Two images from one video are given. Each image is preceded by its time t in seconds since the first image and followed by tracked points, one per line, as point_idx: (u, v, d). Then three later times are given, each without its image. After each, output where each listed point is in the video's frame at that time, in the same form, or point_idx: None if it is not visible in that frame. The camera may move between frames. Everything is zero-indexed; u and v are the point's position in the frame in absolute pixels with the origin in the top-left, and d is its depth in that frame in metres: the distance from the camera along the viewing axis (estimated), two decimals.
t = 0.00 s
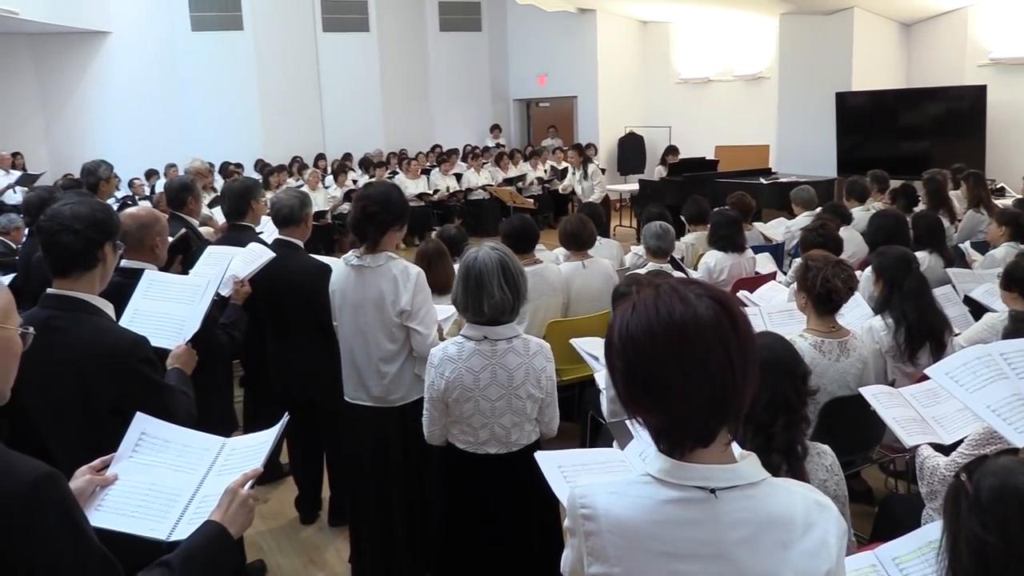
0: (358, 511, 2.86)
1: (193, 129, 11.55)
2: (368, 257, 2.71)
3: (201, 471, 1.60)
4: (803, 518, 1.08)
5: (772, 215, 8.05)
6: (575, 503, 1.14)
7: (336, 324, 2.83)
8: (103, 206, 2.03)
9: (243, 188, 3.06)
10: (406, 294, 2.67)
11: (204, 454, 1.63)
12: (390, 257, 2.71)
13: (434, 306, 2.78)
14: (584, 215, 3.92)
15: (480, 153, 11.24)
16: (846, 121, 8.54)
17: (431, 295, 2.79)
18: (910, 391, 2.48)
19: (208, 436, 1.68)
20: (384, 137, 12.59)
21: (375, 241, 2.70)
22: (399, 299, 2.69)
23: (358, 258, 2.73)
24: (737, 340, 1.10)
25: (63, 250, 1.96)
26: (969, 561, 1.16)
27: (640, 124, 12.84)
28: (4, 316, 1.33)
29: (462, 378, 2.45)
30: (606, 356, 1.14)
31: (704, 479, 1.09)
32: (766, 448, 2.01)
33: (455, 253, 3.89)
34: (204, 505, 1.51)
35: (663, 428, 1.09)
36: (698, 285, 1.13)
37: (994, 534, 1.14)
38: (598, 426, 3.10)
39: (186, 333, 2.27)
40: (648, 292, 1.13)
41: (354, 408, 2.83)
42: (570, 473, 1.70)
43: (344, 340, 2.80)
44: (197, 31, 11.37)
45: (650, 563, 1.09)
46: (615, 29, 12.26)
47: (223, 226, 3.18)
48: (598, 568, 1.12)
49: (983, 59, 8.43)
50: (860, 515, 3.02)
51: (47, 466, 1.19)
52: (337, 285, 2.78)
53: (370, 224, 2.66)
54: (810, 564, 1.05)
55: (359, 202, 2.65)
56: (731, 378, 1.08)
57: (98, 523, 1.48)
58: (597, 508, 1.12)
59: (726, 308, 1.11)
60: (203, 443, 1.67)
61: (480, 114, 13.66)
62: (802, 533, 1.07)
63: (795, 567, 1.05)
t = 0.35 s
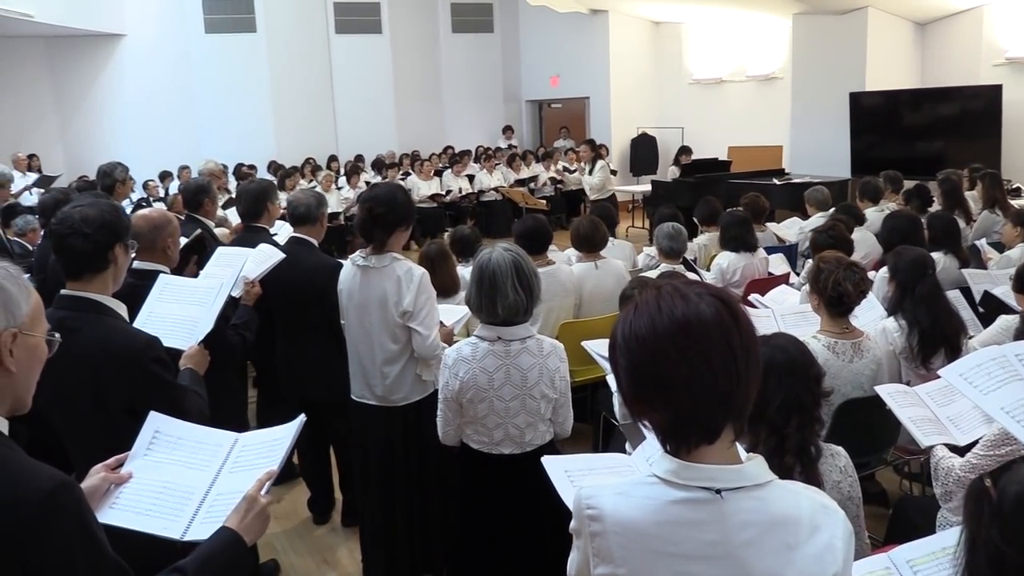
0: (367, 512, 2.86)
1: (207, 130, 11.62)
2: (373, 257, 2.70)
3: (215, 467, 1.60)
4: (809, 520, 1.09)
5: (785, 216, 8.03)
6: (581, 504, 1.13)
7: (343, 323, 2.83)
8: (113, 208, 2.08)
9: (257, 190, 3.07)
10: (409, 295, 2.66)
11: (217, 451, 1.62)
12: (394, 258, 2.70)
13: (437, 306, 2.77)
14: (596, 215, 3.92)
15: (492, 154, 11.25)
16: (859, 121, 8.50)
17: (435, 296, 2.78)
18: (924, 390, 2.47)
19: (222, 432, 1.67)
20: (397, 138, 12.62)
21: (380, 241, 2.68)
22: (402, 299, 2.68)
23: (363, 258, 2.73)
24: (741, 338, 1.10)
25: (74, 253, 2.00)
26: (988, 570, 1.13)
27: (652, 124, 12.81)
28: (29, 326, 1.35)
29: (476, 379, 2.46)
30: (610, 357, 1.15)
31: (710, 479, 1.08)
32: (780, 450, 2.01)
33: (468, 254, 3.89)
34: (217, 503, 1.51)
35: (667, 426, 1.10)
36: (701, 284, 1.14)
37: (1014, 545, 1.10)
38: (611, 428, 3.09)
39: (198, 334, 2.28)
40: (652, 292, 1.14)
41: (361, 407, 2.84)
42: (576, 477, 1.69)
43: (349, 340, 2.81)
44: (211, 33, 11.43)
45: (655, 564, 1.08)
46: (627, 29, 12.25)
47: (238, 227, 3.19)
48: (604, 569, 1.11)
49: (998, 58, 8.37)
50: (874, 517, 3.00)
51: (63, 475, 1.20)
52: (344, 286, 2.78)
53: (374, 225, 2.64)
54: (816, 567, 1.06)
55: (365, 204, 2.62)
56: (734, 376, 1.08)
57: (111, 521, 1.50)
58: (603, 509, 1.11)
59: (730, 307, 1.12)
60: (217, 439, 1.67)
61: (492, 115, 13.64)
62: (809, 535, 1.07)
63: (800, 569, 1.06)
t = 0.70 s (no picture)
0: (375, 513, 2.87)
1: (219, 135, 11.68)
2: (380, 261, 2.71)
3: (235, 475, 1.62)
4: (814, 526, 1.09)
5: (798, 219, 7.99)
6: (584, 503, 1.13)
7: (349, 326, 2.84)
8: (123, 213, 2.11)
9: (272, 195, 3.09)
10: (417, 297, 2.67)
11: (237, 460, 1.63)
12: (401, 261, 2.71)
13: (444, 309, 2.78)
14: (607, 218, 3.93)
15: (503, 158, 11.25)
16: (872, 123, 8.46)
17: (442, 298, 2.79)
18: (938, 392, 2.45)
19: (242, 440, 1.69)
20: (407, 142, 12.64)
21: (387, 244, 2.69)
22: (410, 302, 2.69)
23: (370, 261, 2.74)
24: (748, 342, 1.10)
25: (85, 258, 2.04)
26: None
27: (663, 128, 12.79)
28: (47, 332, 1.36)
29: (488, 381, 2.47)
30: (617, 358, 1.16)
31: (713, 483, 1.08)
32: (791, 454, 1.99)
33: (478, 258, 3.90)
34: (236, 514, 1.53)
35: (673, 428, 1.10)
36: (710, 288, 1.14)
37: None
38: (622, 431, 3.08)
39: (209, 337, 2.30)
40: (660, 294, 1.15)
41: (366, 408, 2.85)
42: (583, 476, 1.68)
43: (356, 342, 2.82)
44: (223, 38, 11.51)
45: (657, 566, 1.08)
46: (638, 32, 12.23)
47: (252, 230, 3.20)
48: (605, 569, 1.11)
49: (1012, 59, 8.31)
50: (887, 522, 2.98)
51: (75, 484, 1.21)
52: (351, 289, 2.79)
53: (382, 228, 2.66)
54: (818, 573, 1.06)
55: (371, 207, 2.66)
56: (739, 379, 1.08)
57: (129, 523, 1.51)
58: (607, 509, 1.11)
59: (737, 310, 1.12)
60: (238, 446, 1.68)
61: (503, 119, 13.65)
62: (812, 542, 1.07)
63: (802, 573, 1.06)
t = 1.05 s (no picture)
0: (379, 516, 2.86)
1: (228, 139, 11.75)
2: (384, 265, 2.71)
3: (240, 477, 1.62)
4: (813, 531, 1.09)
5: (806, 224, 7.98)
6: (584, 505, 1.14)
7: (354, 330, 2.85)
8: (130, 217, 2.14)
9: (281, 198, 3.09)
10: (420, 301, 2.67)
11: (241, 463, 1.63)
12: (404, 265, 2.71)
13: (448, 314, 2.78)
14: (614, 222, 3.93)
15: (511, 161, 11.26)
16: (880, 128, 8.43)
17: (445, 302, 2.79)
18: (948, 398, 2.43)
19: (247, 443, 1.69)
20: (415, 145, 12.67)
21: (390, 249, 2.70)
22: (413, 307, 2.69)
23: (374, 265, 2.74)
24: (754, 348, 1.10)
25: (93, 260, 2.06)
26: None
27: (671, 131, 12.79)
28: (53, 332, 1.36)
29: (496, 385, 2.48)
30: (623, 359, 1.16)
31: (714, 486, 1.09)
32: (800, 459, 1.99)
33: (486, 262, 3.90)
34: (240, 516, 1.53)
35: (675, 431, 1.11)
36: (720, 293, 1.14)
37: None
38: (629, 436, 3.08)
39: (214, 340, 2.30)
40: (668, 297, 1.14)
41: (370, 411, 2.86)
42: (584, 478, 1.67)
43: (360, 345, 2.82)
44: (233, 42, 11.59)
45: (657, 569, 1.08)
46: (646, 36, 12.25)
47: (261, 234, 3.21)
48: (606, 571, 1.11)
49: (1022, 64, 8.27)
50: (896, 529, 2.96)
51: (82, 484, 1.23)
52: (355, 293, 2.79)
53: (384, 232, 2.66)
54: None
55: (371, 213, 2.66)
56: (744, 385, 1.08)
57: (134, 524, 1.51)
58: (607, 512, 1.11)
59: (745, 316, 1.11)
60: (243, 449, 1.68)
61: (512, 123, 13.67)
62: (811, 546, 1.08)
63: None
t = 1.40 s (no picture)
0: (383, 521, 2.85)
1: (235, 141, 11.75)
2: (387, 269, 2.71)
3: (239, 475, 1.70)
4: (816, 536, 1.09)
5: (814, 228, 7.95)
6: (586, 511, 1.13)
7: (356, 334, 2.84)
8: (137, 218, 2.15)
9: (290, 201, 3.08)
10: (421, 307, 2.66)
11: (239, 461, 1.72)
12: (408, 270, 2.70)
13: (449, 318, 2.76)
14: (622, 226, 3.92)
15: (518, 165, 11.24)
16: (889, 132, 8.39)
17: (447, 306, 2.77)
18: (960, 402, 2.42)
19: (244, 441, 1.77)
20: (422, 148, 12.64)
21: (394, 253, 2.69)
22: (414, 313, 2.67)
23: (377, 269, 2.74)
24: (766, 364, 1.08)
25: (100, 262, 2.07)
26: None
27: (680, 135, 12.74)
28: (52, 328, 1.36)
29: (504, 389, 2.47)
30: (633, 358, 1.16)
31: (718, 491, 1.09)
32: (810, 463, 1.97)
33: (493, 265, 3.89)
34: (236, 512, 1.61)
35: (680, 437, 1.11)
36: (736, 302, 1.12)
37: None
38: (637, 440, 3.06)
39: (222, 342, 2.31)
40: (683, 302, 1.13)
41: (372, 415, 2.85)
42: (586, 489, 1.63)
43: (363, 349, 2.81)
44: (240, 44, 11.59)
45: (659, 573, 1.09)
46: (654, 39, 12.23)
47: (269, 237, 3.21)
48: None
49: None
50: (905, 535, 2.93)
51: (86, 476, 1.24)
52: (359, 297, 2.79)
53: (390, 235, 2.64)
54: None
55: (379, 215, 2.64)
56: (751, 400, 1.07)
57: (137, 527, 1.59)
58: (610, 517, 1.11)
59: (760, 330, 1.09)
60: (240, 448, 1.77)
61: (520, 126, 13.62)
62: (814, 550, 1.08)
63: None
